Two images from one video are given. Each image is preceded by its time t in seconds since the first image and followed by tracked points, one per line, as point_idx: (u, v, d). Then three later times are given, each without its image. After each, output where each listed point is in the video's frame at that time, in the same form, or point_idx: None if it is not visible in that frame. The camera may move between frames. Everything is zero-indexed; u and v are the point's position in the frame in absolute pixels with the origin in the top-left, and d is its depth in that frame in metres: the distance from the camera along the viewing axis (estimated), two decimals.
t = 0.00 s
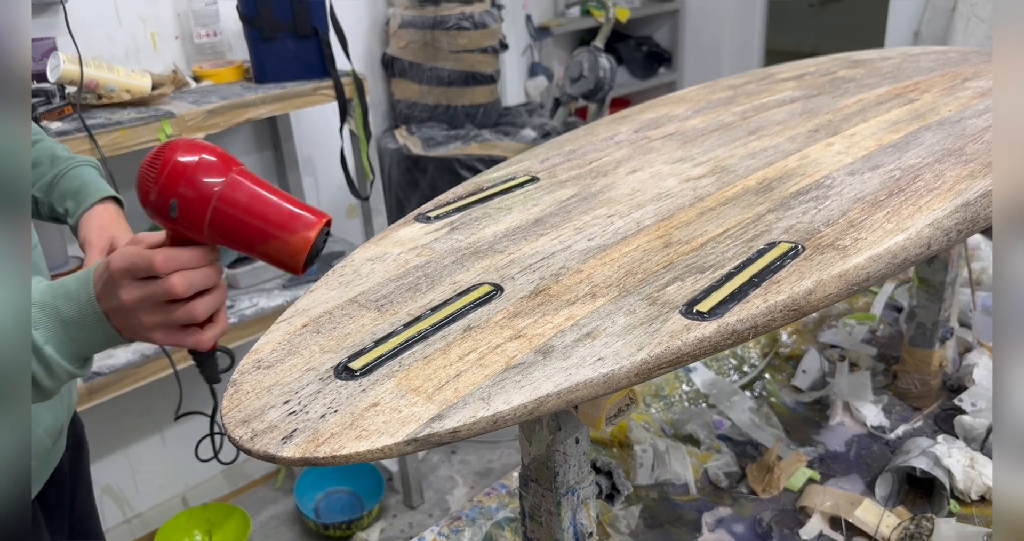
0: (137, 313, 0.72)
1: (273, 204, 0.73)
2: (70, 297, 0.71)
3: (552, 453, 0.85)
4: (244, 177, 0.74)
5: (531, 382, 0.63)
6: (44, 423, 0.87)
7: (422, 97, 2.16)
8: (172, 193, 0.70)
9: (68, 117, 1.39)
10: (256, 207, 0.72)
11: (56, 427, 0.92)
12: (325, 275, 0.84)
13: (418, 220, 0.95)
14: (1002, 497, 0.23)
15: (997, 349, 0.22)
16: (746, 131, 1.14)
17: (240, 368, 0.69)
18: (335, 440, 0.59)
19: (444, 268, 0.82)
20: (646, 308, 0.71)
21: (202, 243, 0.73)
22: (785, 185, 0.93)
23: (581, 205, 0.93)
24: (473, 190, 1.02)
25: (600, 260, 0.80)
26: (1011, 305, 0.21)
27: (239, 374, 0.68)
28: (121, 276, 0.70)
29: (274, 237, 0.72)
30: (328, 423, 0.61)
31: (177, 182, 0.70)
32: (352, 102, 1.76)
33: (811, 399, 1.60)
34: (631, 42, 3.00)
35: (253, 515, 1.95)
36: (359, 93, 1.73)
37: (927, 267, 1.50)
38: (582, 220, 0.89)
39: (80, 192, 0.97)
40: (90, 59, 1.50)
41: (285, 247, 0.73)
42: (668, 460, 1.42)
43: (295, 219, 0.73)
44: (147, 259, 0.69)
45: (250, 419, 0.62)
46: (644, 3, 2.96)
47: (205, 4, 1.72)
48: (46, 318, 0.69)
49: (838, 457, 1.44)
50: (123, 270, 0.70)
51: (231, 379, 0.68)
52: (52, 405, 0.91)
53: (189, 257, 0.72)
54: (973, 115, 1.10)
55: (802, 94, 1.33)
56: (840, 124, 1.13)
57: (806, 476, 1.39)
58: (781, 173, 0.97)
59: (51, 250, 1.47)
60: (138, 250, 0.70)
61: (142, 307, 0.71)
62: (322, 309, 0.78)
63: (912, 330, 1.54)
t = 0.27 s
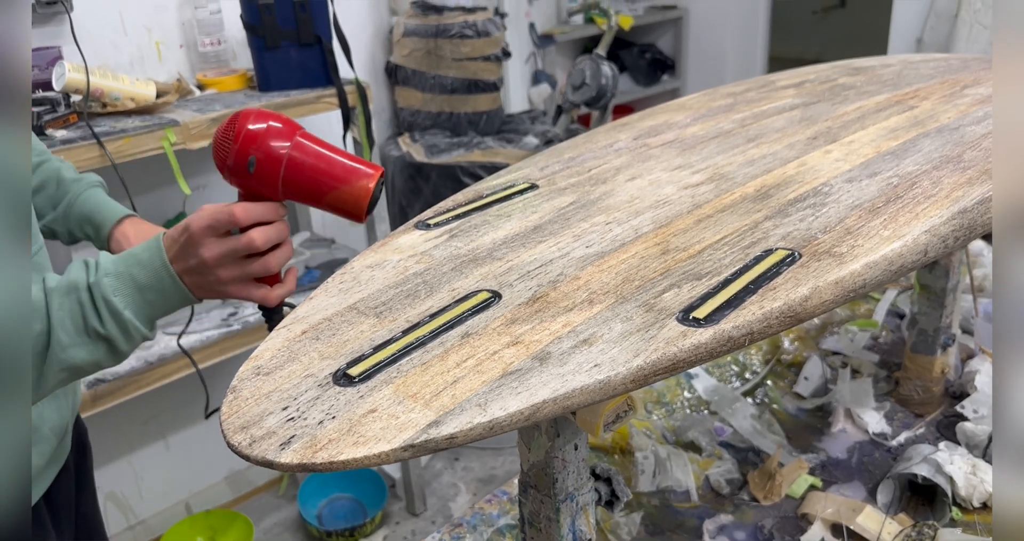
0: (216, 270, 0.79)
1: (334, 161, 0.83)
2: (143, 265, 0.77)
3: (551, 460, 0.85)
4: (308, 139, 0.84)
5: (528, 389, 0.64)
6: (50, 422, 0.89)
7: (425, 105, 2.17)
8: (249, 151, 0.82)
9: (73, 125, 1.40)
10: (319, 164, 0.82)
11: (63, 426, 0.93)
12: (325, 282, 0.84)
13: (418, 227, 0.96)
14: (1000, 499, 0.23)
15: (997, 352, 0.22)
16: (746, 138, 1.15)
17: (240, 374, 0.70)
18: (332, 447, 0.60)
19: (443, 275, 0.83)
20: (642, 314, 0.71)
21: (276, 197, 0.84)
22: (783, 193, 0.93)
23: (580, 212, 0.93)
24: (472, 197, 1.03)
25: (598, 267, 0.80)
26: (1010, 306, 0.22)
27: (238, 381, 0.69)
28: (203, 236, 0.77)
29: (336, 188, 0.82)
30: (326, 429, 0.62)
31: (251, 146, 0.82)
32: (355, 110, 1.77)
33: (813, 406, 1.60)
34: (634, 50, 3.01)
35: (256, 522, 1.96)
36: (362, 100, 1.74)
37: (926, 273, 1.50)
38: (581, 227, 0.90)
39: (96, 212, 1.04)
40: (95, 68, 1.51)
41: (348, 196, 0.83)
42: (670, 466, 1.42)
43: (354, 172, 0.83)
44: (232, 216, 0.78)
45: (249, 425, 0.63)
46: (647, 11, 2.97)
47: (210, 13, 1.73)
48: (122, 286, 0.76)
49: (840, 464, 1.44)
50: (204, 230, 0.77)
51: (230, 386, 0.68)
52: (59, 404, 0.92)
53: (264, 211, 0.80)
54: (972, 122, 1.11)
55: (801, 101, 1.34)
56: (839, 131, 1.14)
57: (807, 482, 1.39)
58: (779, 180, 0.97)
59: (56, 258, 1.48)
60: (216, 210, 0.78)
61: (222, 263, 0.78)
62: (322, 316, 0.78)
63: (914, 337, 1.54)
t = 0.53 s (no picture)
0: (143, 312, 0.73)
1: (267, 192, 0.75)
2: (71, 298, 0.72)
3: (552, 466, 0.86)
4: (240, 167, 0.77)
5: (528, 395, 0.64)
6: (45, 439, 0.89)
7: (428, 113, 2.18)
8: (172, 186, 0.73)
9: (79, 134, 1.42)
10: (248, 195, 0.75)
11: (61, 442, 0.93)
12: (328, 289, 0.85)
13: (420, 235, 0.96)
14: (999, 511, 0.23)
15: (997, 363, 0.22)
16: (746, 146, 1.16)
17: (244, 381, 0.70)
18: (334, 452, 0.60)
19: (444, 282, 0.84)
20: (642, 321, 0.72)
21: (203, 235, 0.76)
22: (782, 200, 0.93)
23: (581, 220, 0.94)
24: (474, 205, 1.04)
25: (598, 274, 0.81)
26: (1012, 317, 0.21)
27: (242, 387, 0.69)
28: (127, 276, 0.71)
29: (273, 220, 0.75)
30: (328, 435, 0.62)
31: (176, 176, 0.73)
32: (360, 118, 1.78)
33: (816, 413, 1.60)
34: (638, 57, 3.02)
35: (260, 528, 1.96)
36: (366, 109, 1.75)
37: (929, 280, 1.51)
38: (582, 234, 0.90)
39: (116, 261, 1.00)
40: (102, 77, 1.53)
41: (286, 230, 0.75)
42: (672, 473, 1.42)
43: (291, 203, 0.76)
44: (155, 254, 0.71)
45: (252, 431, 0.63)
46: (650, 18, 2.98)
47: (215, 22, 1.75)
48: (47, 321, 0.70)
49: (843, 471, 1.43)
50: (127, 269, 0.71)
51: (234, 392, 0.69)
52: (54, 419, 0.92)
53: (191, 249, 0.74)
54: (972, 130, 1.11)
55: (802, 109, 1.34)
56: (840, 139, 1.14)
57: (812, 490, 1.38)
58: (779, 188, 0.97)
59: (62, 264, 1.49)
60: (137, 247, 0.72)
61: (147, 307, 0.72)
62: (324, 323, 0.79)
63: (917, 344, 1.54)
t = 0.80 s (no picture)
0: None
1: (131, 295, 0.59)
2: None
3: (559, 469, 0.87)
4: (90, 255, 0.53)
5: (534, 397, 0.65)
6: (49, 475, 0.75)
7: (434, 119, 2.20)
8: None
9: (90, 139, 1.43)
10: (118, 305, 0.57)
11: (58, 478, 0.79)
12: (336, 293, 0.86)
13: (427, 239, 0.97)
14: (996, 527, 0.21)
15: (996, 369, 0.20)
16: (751, 151, 1.16)
17: (254, 383, 0.71)
18: (344, 452, 0.61)
19: (451, 286, 0.85)
20: (647, 324, 0.73)
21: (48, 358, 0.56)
22: (786, 205, 0.94)
23: (586, 224, 0.95)
24: (481, 209, 1.05)
25: (604, 278, 0.81)
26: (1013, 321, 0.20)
27: (252, 389, 0.70)
28: None
29: (139, 332, 0.58)
30: (337, 436, 0.63)
31: None
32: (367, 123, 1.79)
33: (822, 417, 1.60)
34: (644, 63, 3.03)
35: (267, 532, 1.97)
36: (373, 115, 1.76)
37: (936, 283, 1.52)
38: (587, 238, 0.91)
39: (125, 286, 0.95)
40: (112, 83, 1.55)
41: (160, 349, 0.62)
42: (678, 477, 1.43)
43: (156, 303, 0.61)
44: None
45: (263, 432, 0.64)
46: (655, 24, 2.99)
47: (223, 29, 1.76)
48: None
49: (848, 475, 1.44)
50: None
51: (245, 394, 0.70)
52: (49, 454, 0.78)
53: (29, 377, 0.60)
54: (976, 135, 1.11)
55: (806, 114, 1.35)
56: (844, 144, 1.15)
57: (817, 494, 1.39)
58: (784, 192, 0.98)
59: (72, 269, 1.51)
60: None
61: None
62: (333, 326, 0.80)
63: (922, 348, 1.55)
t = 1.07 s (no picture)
0: None
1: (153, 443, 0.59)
2: None
3: (564, 470, 0.87)
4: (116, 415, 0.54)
5: (540, 397, 0.66)
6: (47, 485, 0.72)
7: (439, 123, 2.21)
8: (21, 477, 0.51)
9: (97, 144, 1.46)
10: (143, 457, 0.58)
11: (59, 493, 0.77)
12: (344, 295, 0.87)
13: (433, 242, 0.98)
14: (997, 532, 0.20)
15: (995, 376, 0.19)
16: (755, 154, 1.17)
17: (264, 383, 0.72)
18: (352, 451, 0.62)
19: (458, 287, 0.85)
20: (652, 325, 0.73)
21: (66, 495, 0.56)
22: (790, 208, 0.95)
23: (591, 227, 0.96)
24: (486, 212, 1.06)
25: (609, 279, 0.82)
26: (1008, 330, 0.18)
27: (262, 390, 0.71)
28: None
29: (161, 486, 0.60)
30: (346, 435, 0.64)
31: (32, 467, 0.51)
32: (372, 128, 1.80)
33: (826, 420, 1.60)
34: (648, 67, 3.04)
35: (273, 535, 1.97)
36: (378, 119, 1.77)
37: (940, 286, 1.52)
38: (592, 241, 0.92)
39: (125, 313, 0.91)
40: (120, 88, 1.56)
41: (182, 486, 0.63)
42: (682, 480, 1.43)
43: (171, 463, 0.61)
44: None
45: (272, 432, 0.65)
46: (659, 29, 3.00)
47: (230, 34, 1.78)
48: None
49: (853, 478, 1.44)
50: None
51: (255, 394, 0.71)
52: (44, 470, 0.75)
53: None
54: (979, 138, 1.12)
55: (810, 118, 1.36)
56: (848, 147, 1.16)
57: (823, 498, 1.39)
58: (788, 195, 0.99)
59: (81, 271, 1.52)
60: None
61: None
62: (340, 327, 0.81)
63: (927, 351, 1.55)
